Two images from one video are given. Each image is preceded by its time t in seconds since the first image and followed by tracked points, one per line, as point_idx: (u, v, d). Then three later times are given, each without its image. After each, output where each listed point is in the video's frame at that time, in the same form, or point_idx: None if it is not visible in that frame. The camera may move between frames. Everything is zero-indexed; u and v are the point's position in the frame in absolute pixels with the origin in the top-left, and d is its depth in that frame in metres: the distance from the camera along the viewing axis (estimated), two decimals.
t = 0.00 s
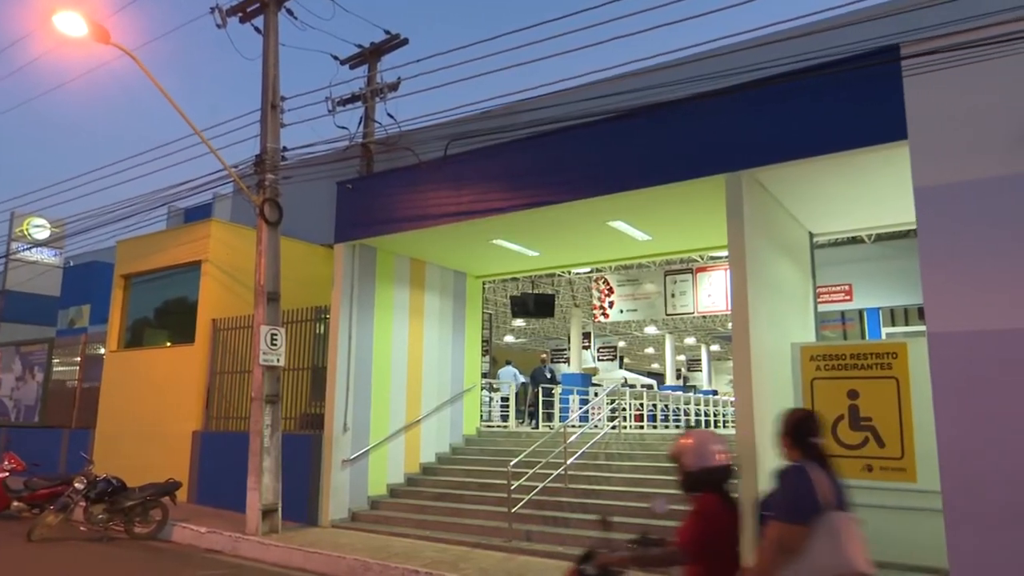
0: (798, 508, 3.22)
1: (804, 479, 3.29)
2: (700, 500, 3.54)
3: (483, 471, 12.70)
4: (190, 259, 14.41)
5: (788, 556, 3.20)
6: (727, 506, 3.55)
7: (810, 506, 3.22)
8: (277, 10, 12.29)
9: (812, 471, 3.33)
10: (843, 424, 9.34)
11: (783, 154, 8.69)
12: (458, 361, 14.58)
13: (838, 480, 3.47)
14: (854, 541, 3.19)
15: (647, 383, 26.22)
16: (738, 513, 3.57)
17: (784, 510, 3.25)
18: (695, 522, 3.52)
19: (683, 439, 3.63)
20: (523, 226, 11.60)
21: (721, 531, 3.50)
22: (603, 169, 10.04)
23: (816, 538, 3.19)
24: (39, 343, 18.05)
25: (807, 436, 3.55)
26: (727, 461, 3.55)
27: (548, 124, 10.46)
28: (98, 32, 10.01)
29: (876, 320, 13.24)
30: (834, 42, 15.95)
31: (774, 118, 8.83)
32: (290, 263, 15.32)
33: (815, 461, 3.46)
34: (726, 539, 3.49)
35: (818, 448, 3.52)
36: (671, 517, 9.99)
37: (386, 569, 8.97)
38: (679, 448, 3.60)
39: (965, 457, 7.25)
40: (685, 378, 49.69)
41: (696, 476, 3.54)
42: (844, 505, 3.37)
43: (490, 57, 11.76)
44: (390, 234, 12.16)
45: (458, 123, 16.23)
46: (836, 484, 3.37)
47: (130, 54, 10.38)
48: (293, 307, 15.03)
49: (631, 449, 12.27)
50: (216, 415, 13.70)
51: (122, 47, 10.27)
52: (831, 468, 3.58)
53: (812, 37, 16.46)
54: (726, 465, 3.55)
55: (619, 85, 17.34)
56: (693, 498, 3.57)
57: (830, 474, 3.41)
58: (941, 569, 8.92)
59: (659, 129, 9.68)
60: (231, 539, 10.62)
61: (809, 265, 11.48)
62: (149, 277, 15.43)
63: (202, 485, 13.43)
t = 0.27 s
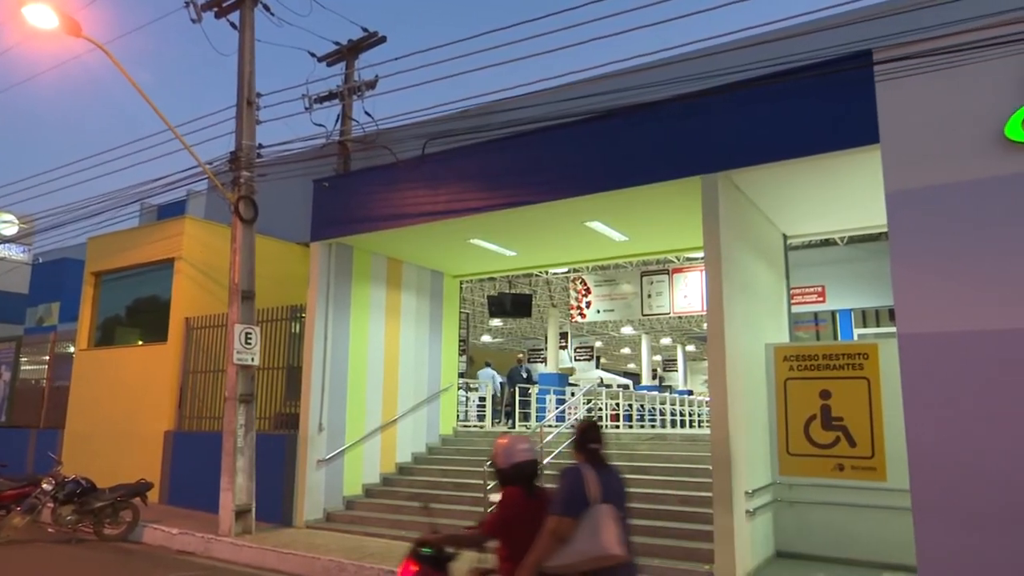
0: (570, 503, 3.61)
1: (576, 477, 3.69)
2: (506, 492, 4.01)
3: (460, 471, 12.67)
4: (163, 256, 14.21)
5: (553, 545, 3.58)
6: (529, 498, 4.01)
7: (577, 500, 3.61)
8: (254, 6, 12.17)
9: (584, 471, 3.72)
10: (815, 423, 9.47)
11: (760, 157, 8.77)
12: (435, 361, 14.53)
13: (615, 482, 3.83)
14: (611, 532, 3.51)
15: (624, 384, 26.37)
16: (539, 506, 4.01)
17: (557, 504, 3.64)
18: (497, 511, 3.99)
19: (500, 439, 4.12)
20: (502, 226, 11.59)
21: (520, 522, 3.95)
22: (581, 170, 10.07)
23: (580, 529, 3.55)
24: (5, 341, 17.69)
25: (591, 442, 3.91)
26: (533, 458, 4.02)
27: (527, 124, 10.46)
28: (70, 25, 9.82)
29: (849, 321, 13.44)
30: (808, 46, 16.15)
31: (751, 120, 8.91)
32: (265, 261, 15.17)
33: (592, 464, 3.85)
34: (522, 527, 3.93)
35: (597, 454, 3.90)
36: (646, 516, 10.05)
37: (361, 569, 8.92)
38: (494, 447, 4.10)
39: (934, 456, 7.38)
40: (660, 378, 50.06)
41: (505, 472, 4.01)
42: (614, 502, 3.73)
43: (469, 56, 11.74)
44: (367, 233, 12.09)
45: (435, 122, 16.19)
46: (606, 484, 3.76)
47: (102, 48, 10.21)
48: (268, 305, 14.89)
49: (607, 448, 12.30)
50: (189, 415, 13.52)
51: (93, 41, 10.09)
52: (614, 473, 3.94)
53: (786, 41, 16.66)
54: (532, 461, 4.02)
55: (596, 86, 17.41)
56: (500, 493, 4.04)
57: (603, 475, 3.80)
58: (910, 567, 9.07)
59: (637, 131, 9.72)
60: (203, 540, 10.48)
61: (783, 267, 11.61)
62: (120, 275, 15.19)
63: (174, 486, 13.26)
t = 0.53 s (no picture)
0: (399, 487, 3.90)
1: (407, 463, 3.95)
2: (353, 478, 4.39)
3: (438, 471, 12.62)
4: (137, 254, 14.01)
5: (378, 523, 3.86)
6: (375, 485, 4.39)
7: (405, 484, 3.89)
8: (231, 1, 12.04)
9: (416, 458, 3.97)
10: (790, 423, 9.58)
11: (737, 160, 8.85)
12: (413, 360, 14.47)
13: (450, 472, 4.03)
14: (430, 511, 3.79)
15: (602, 383, 26.47)
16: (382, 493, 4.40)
17: (389, 486, 3.94)
18: (342, 492, 4.37)
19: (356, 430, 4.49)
20: (481, 226, 11.58)
21: (359, 505, 4.31)
22: (560, 171, 10.09)
23: (404, 509, 3.83)
24: None
25: (433, 432, 4.08)
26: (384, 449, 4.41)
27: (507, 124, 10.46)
28: (42, 18, 9.65)
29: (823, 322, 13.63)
30: (785, 50, 16.32)
31: (728, 123, 8.99)
32: (241, 259, 15.02)
33: (430, 453, 4.06)
34: (360, 510, 4.30)
35: (436, 442, 4.06)
36: (623, 515, 10.11)
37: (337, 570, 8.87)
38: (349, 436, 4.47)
39: (906, 455, 7.50)
40: (638, 378, 50.31)
41: (356, 461, 4.41)
42: (443, 489, 3.96)
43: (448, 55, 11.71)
44: (345, 231, 12.01)
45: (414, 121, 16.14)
46: (437, 471, 3.98)
47: (75, 42, 10.03)
48: (244, 304, 14.74)
49: (585, 448, 12.34)
50: (163, 414, 13.35)
51: (66, 34, 9.91)
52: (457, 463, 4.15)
53: (763, 45, 16.81)
54: (381, 452, 4.42)
55: (576, 86, 17.45)
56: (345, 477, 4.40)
57: (437, 463, 4.01)
58: (882, 564, 9.21)
59: (617, 132, 9.77)
60: (176, 541, 10.35)
61: (759, 268, 11.72)
62: (93, 272, 14.96)
63: (147, 486, 13.08)
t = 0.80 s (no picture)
0: (254, 481, 4.44)
1: (265, 461, 4.51)
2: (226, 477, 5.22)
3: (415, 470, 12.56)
4: (111, 251, 13.80)
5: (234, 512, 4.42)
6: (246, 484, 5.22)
7: (260, 479, 4.44)
8: None
9: (274, 457, 4.54)
10: (766, 423, 9.68)
11: (714, 162, 8.93)
12: (392, 360, 14.40)
13: (304, 468, 4.63)
14: (276, 505, 4.35)
15: (581, 383, 26.52)
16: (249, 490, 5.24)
17: (246, 480, 4.47)
18: (215, 486, 5.22)
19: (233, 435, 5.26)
20: (460, 226, 11.57)
21: (225, 493, 5.20)
22: (540, 171, 10.12)
23: (256, 500, 4.38)
24: None
25: (295, 434, 4.68)
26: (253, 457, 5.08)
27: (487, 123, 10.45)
28: (14, 10, 9.47)
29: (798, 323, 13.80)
30: (763, 53, 16.46)
31: (706, 125, 9.06)
32: (217, 257, 14.86)
33: (288, 451, 4.67)
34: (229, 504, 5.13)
35: (296, 443, 4.68)
36: (600, 515, 10.15)
37: (314, 570, 8.82)
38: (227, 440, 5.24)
39: (879, 455, 7.62)
40: (617, 378, 50.51)
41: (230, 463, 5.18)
42: (295, 483, 4.55)
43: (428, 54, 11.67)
44: (323, 230, 11.92)
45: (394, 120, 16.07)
46: (291, 468, 4.57)
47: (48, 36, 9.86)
48: (219, 303, 14.57)
49: (563, 448, 12.36)
50: (136, 414, 13.17)
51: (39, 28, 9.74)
52: (315, 460, 4.77)
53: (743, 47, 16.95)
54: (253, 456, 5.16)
55: (557, 86, 17.47)
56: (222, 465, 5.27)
57: (292, 460, 4.61)
58: (855, 562, 9.34)
59: (596, 133, 9.80)
60: (150, 543, 10.21)
61: (736, 269, 11.83)
62: (65, 270, 14.71)
63: (120, 487, 12.89)
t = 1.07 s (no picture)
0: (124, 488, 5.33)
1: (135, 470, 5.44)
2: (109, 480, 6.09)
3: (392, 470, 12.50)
4: (82, 248, 13.57)
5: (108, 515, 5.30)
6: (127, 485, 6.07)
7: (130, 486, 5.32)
8: None
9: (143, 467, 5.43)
10: (741, 423, 9.78)
11: (692, 163, 8.99)
12: (368, 359, 14.32)
13: (173, 476, 5.43)
14: (142, 508, 5.11)
15: (558, 383, 26.56)
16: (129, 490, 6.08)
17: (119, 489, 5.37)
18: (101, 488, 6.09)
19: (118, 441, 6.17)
20: (438, 225, 11.53)
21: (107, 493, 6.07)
22: (518, 171, 10.12)
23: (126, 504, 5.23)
24: None
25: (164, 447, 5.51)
26: (133, 460, 5.98)
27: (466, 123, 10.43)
28: None
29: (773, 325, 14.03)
30: (741, 56, 16.61)
31: (684, 127, 9.13)
32: (192, 255, 14.68)
33: (159, 463, 5.49)
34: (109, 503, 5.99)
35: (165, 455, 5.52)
36: (576, 514, 10.19)
37: (289, 571, 8.74)
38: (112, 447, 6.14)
39: (852, 455, 7.72)
40: (594, 378, 50.67)
41: (114, 466, 6.05)
42: (162, 491, 5.33)
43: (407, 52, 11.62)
44: (300, 228, 11.82)
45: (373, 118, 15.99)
46: (159, 476, 5.40)
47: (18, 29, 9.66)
48: (194, 301, 14.39)
49: (540, 448, 12.38)
50: (108, 414, 12.97)
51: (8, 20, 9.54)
52: (187, 470, 5.57)
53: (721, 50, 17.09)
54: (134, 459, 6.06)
55: (536, 86, 17.48)
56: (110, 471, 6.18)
57: (161, 470, 5.44)
58: (828, 560, 9.47)
59: (575, 133, 9.82)
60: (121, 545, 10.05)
61: (712, 270, 11.95)
62: (35, 266, 14.44)
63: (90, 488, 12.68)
